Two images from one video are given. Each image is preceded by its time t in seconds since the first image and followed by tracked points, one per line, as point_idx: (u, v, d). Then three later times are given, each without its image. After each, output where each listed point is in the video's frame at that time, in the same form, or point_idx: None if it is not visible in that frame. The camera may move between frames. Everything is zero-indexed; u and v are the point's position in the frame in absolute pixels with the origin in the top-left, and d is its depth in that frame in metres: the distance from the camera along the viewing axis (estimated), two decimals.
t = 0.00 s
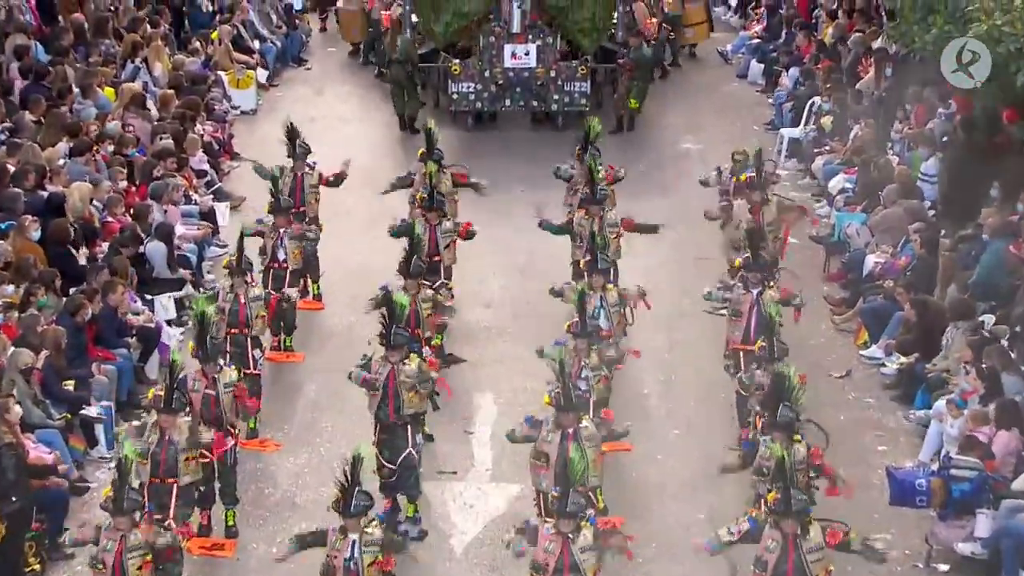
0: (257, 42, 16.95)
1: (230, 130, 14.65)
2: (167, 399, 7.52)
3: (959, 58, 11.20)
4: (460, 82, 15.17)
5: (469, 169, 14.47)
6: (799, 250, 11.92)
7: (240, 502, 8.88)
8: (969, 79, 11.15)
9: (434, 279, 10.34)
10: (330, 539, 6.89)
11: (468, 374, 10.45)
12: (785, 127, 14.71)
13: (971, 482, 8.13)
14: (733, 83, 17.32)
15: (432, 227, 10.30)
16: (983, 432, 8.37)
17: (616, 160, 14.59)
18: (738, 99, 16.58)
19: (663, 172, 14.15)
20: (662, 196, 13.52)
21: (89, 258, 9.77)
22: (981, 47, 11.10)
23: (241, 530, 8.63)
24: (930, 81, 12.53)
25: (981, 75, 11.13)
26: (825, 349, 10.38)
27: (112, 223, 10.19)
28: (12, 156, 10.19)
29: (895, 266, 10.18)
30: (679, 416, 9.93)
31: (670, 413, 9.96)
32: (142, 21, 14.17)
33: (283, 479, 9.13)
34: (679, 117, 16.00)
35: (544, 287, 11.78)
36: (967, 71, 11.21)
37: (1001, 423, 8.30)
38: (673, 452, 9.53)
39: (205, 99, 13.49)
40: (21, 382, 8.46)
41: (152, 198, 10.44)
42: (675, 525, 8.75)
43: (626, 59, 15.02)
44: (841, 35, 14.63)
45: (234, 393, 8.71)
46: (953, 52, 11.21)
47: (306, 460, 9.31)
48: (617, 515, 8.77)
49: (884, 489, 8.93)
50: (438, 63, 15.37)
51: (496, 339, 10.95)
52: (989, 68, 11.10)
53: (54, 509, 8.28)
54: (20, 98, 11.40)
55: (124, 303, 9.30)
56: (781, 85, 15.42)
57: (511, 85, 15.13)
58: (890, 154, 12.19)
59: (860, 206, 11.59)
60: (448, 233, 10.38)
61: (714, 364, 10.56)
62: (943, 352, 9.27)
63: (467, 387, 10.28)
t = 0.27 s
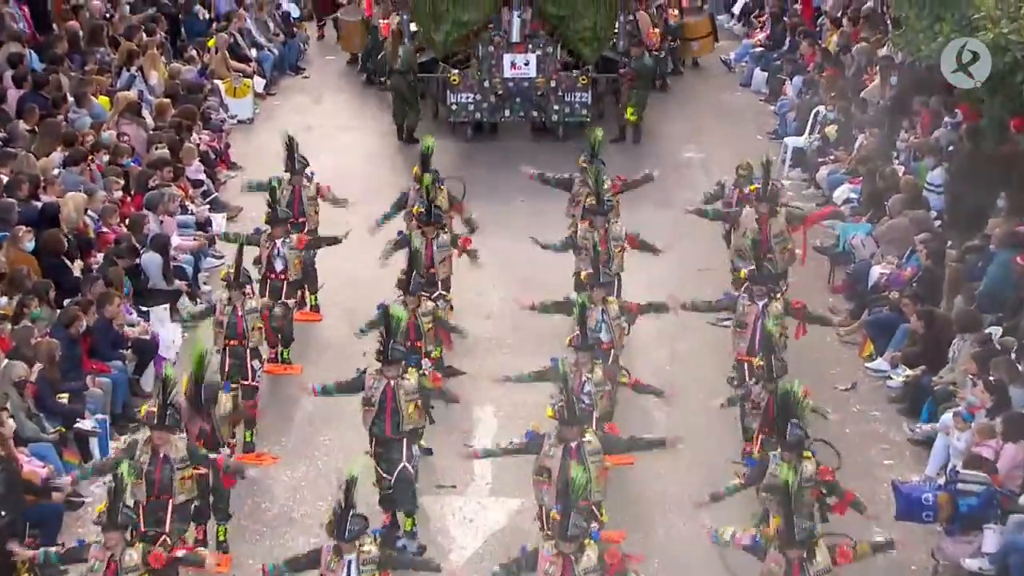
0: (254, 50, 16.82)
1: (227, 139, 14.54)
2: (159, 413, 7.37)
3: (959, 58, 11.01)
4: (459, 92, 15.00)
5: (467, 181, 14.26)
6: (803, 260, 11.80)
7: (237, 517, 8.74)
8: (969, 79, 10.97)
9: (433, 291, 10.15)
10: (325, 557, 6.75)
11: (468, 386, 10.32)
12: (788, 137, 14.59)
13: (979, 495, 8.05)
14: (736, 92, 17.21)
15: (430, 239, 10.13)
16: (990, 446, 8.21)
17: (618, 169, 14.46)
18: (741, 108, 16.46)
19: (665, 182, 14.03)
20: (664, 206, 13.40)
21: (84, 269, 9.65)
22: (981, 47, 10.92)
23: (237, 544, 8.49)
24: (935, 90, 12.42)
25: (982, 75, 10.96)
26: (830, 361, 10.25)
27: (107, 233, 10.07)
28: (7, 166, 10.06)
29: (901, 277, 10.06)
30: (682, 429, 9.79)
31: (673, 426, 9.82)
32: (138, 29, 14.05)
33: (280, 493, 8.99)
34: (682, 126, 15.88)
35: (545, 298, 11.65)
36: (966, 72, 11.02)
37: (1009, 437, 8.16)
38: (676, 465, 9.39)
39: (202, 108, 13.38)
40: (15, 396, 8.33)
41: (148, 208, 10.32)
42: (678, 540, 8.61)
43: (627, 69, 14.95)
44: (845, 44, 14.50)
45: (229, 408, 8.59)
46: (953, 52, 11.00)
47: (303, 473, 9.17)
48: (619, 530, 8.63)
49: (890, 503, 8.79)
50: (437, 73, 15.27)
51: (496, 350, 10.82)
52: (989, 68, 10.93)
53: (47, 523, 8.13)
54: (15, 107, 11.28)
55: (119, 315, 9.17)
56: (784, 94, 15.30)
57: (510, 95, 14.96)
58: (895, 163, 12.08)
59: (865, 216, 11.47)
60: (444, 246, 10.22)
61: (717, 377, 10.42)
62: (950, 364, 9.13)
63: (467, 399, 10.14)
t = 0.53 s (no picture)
0: (252, 59, 16.74)
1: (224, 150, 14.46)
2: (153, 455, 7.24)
3: (959, 58, 10.87)
4: (457, 104, 14.88)
5: (464, 192, 14.09)
6: (805, 272, 11.71)
7: (234, 532, 8.62)
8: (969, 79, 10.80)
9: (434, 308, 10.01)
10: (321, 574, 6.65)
11: (468, 399, 10.22)
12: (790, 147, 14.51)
13: (983, 511, 8.00)
14: (737, 102, 17.14)
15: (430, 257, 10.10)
16: (994, 459, 8.10)
17: (619, 180, 14.36)
18: (742, 118, 16.39)
19: (666, 193, 13.93)
20: (666, 217, 13.29)
21: (78, 280, 9.58)
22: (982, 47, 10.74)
23: (233, 559, 8.37)
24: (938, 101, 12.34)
25: (982, 75, 10.78)
26: (833, 374, 10.15)
27: (103, 245, 10.00)
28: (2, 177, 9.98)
29: (905, 289, 9.97)
30: (683, 443, 9.68)
31: (674, 440, 9.70)
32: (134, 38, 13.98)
33: (277, 507, 8.88)
34: (683, 136, 15.80)
35: (545, 310, 11.56)
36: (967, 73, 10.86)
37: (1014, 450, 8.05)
38: (678, 479, 9.27)
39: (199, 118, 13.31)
40: (9, 408, 8.20)
41: (145, 219, 10.25)
42: (680, 554, 8.50)
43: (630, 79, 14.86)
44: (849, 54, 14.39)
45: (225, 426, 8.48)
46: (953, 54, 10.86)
47: (300, 488, 9.06)
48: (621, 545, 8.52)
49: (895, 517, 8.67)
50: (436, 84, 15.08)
51: (496, 363, 10.72)
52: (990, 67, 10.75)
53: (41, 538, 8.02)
54: (11, 118, 11.20)
55: (114, 327, 9.07)
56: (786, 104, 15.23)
57: (510, 106, 14.84)
58: (899, 174, 12.03)
59: (868, 228, 11.38)
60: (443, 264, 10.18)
61: (719, 390, 10.31)
62: (954, 377, 9.03)
63: (466, 413, 10.04)
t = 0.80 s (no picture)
0: (249, 66, 16.63)
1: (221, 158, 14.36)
2: (148, 529, 7.26)
3: (959, 58, 10.77)
4: (456, 113, 14.80)
5: (463, 201, 13.96)
6: (808, 281, 11.62)
7: (231, 543, 8.51)
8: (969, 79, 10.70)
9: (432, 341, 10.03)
10: None
11: (467, 409, 10.11)
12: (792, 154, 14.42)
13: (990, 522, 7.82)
14: (739, 108, 17.05)
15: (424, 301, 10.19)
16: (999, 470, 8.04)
17: (619, 187, 14.26)
18: (745, 125, 16.30)
19: (667, 201, 13.83)
20: (667, 225, 13.20)
21: (73, 289, 9.46)
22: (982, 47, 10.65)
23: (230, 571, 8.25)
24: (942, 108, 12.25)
25: (981, 76, 10.66)
26: (836, 384, 10.05)
27: (98, 254, 9.91)
28: None
29: (909, 297, 9.88)
30: (686, 454, 9.56)
31: (676, 451, 9.59)
32: (128, 45, 13.89)
33: (275, 519, 8.77)
34: (684, 143, 15.70)
35: (546, 318, 11.46)
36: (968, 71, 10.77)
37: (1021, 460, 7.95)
38: (680, 490, 9.16)
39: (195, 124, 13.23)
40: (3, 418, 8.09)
41: (140, 228, 10.15)
42: (682, 566, 8.39)
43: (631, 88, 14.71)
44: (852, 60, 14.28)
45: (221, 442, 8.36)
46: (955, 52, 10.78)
47: (298, 499, 8.95)
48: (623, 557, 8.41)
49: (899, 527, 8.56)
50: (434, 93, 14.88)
51: (495, 373, 10.62)
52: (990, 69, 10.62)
53: (34, 550, 7.81)
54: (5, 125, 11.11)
55: (109, 336, 8.97)
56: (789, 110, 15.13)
57: (509, 115, 14.75)
58: (903, 180, 11.95)
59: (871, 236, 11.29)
60: (439, 305, 10.26)
61: (721, 400, 10.20)
62: (959, 387, 8.95)
63: (465, 423, 9.93)
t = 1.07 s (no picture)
0: (246, 69, 16.54)
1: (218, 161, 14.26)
2: (145, 559, 7.18)
3: (959, 58, 11.06)
4: (455, 119, 14.62)
5: (463, 206, 13.84)
6: (811, 287, 11.52)
7: (228, 552, 8.40)
8: (970, 78, 10.98)
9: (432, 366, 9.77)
10: None
11: (467, 416, 10.01)
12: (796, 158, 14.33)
13: (999, 531, 7.81)
14: (743, 111, 16.95)
15: (423, 329, 9.88)
16: (1006, 478, 7.93)
17: (621, 193, 14.12)
18: (749, 128, 16.21)
19: (670, 205, 13.72)
20: (669, 230, 13.09)
21: (68, 295, 9.36)
22: (981, 47, 10.97)
23: None
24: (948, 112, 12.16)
25: (981, 75, 10.96)
26: (841, 391, 9.95)
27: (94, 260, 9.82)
28: None
29: (915, 303, 9.82)
30: (687, 462, 9.46)
31: (678, 460, 9.48)
32: (125, 47, 13.81)
33: (272, 527, 8.66)
34: (687, 146, 15.61)
35: (547, 323, 11.37)
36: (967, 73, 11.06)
37: None
38: (683, 500, 9.04)
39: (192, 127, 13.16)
40: None
41: (136, 232, 10.05)
42: None
43: (632, 94, 14.55)
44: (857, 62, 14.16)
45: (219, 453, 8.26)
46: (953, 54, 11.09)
47: (296, 507, 8.84)
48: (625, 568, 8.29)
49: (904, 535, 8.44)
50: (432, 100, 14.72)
51: (496, 379, 10.52)
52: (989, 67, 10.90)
53: (29, 558, 7.78)
54: None
55: (105, 343, 8.87)
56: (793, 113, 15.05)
57: (509, 121, 14.58)
58: (908, 186, 11.89)
59: (876, 241, 11.18)
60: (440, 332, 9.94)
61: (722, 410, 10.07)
62: (966, 393, 8.82)
63: (466, 431, 9.82)
